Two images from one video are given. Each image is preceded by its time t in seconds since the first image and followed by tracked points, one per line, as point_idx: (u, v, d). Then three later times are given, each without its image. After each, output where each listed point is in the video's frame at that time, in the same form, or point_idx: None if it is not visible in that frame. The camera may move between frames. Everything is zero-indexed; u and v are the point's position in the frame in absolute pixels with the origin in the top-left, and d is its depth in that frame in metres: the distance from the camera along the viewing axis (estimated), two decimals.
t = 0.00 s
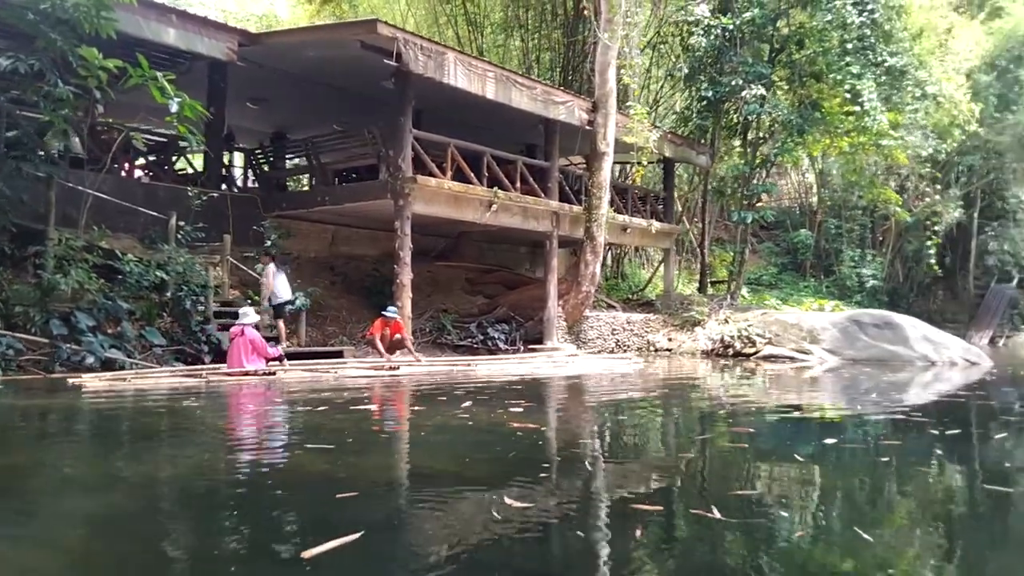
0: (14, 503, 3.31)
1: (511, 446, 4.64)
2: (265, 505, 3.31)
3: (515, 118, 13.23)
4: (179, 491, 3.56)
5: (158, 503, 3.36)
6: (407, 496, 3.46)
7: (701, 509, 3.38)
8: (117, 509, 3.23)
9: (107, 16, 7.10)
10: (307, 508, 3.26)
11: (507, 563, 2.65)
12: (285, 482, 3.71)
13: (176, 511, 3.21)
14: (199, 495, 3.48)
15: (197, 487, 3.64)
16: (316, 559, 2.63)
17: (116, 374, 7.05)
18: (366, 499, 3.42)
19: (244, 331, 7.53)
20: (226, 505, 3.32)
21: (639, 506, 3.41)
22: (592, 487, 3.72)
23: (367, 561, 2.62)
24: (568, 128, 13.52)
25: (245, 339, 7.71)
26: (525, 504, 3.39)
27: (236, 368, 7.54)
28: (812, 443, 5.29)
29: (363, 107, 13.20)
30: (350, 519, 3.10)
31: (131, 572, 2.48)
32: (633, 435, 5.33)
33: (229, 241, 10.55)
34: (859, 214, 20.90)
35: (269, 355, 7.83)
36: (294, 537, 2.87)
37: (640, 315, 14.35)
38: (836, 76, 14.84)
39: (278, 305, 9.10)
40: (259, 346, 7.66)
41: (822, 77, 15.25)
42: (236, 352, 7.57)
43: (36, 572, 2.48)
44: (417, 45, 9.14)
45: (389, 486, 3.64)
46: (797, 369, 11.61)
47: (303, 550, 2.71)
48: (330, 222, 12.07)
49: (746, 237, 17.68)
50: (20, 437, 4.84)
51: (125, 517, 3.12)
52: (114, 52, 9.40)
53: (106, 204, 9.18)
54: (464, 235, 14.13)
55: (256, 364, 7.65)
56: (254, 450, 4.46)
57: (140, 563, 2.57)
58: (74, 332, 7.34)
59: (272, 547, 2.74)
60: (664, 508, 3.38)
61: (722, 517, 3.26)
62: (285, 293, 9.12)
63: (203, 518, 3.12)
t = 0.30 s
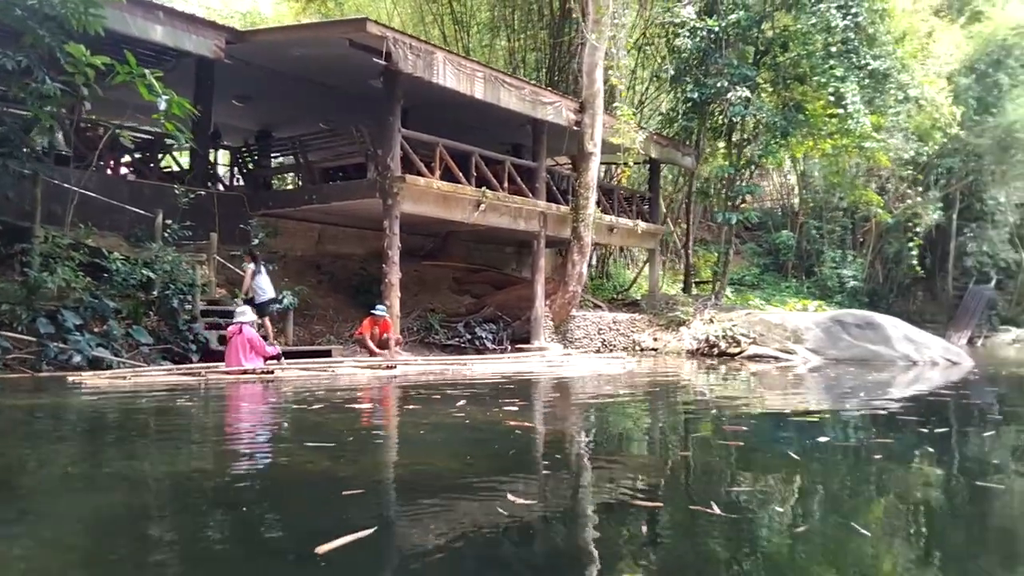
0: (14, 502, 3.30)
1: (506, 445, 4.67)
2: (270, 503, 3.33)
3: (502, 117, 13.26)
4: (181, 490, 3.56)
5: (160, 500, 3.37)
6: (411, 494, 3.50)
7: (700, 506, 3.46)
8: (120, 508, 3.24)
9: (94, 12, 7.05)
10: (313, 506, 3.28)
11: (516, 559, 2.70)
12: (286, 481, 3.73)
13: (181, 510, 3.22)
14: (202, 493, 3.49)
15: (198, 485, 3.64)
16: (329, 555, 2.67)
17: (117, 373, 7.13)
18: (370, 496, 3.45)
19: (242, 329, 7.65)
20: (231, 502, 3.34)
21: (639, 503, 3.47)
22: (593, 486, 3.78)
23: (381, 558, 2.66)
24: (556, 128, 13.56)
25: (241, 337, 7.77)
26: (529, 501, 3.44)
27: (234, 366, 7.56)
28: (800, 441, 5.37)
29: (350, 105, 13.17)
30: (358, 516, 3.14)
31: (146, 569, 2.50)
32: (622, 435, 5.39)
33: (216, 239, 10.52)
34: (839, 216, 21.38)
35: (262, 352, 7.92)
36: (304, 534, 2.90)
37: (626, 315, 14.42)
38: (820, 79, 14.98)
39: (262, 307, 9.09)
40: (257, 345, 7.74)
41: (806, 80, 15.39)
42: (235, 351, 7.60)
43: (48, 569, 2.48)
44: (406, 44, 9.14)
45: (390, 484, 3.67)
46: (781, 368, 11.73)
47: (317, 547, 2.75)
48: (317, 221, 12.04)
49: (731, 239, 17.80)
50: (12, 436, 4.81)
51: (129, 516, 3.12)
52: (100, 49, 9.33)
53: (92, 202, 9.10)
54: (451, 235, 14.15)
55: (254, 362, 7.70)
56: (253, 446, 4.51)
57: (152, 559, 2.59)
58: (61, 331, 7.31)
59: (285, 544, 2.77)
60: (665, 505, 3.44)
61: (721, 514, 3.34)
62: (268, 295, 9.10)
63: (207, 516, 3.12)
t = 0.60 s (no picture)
0: (18, 502, 3.29)
1: (501, 444, 4.71)
2: (277, 502, 3.36)
3: (491, 119, 13.29)
4: (186, 489, 3.57)
5: (165, 499, 3.38)
6: (415, 492, 3.54)
7: (699, 503, 3.53)
8: (128, 507, 3.25)
9: (84, 10, 7.02)
10: (320, 504, 3.32)
11: (526, 554, 2.76)
12: (289, 480, 3.75)
13: (193, 508, 3.24)
14: (207, 492, 3.51)
15: (202, 485, 3.65)
16: (345, 551, 2.71)
17: (118, 372, 7.21)
18: (377, 495, 3.48)
19: (242, 328, 7.60)
20: (239, 501, 3.36)
21: (639, 501, 3.53)
22: (594, 485, 3.83)
23: (398, 555, 2.69)
24: (544, 129, 13.62)
25: (239, 336, 7.72)
26: (534, 499, 3.49)
27: (232, 366, 7.58)
28: (789, 441, 5.44)
29: (338, 105, 13.14)
30: (366, 514, 3.18)
31: (164, 567, 2.52)
32: (613, 435, 5.44)
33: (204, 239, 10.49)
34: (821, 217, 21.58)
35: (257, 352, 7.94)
36: (317, 531, 2.94)
37: (613, 316, 14.50)
38: (805, 82, 15.10)
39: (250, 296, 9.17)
40: (257, 344, 7.69)
41: (791, 83, 15.50)
42: (235, 351, 7.56)
43: (63, 567, 2.50)
44: (397, 45, 9.15)
45: (395, 483, 3.71)
46: (766, 369, 11.85)
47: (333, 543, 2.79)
48: (305, 220, 12.01)
49: (716, 241, 17.92)
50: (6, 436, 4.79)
51: (137, 515, 3.13)
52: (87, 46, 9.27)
53: (79, 201, 9.00)
54: (439, 235, 14.17)
55: (252, 361, 7.72)
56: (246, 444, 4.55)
57: (168, 556, 2.62)
58: (50, 330, 7.28)
59: (299, 541, 2.81)
60: (665, 504, 3.50)
61: (721, 511, 3.41)
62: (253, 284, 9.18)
63: (216, 515, 3.14)
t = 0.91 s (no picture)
0: (19, 502, 3.29)
1: (495, 446, 4.75)
2: (282, 502, 3.38)
3: (479, 122, 13.34)
4: (188, 490, 3.58)
5: (169, 500, 3.40)
6: (417, 492, 3.58)
7: (696, 503, 3.60)
8: (130, 507, 3.26)
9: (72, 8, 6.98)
10: (326, 504, 3.34)
11: (534, 552, 2.81)
12: (290, 480, 3.77)
13: (199, 508, 3.26)
14: (210, 492, 3.53)
15: (204, 485, 3.67)
16: (359, 549, 2.75)
17: (118, 373, 7.26)
18: (383, 495, 3.52)
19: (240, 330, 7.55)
20: (244, 501, 3.39)
21: (639, 501, 3.59)
22: (593, 485, 3.88)
23: (412, 554, 2.74)
24: (532, 132, 13.68)
25: (239, 337, 7.72)
26: (538, 499, 3.55)
27: (230, 367, 7.61)
28: (776, 442, 5.53)
29: (325, 106, 13.12)
30: (372, 513, 3.22)
31: (177, 565, 2.55)
32: (604, 437, 5.50)
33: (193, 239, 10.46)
34: (802, 221, 21.84)
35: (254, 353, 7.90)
36: (327, 530, 2.97)
37: (599, 318, 14.57)
38: (789, 88, 15.28)
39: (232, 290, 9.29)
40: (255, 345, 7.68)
41: (775, 88, 15.67)
42: (234, 351, 7.57)
43: (74, 566, 2.51)
44: (386, 47, 9.17)
45: (398, 483, 3.74)
46: (750, 371, 11.97)
47: (346, 541, 2.83)
48: (291, 221, 11.98)
49: (700, 244, 18.06)
50: None
51: (142, 515, 3.15)
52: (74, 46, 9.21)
53: (66, 200, 8.97)
54: (426, 236, 14.19)
55: (250, 362, 7.72)
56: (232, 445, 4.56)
57: (180, 556, 2.64)
58: (37, 331, 7.25)
59: (311, 540, 2.84)
60: (664, 504, 3.57)
61: (719, 510, 3.48)
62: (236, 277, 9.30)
63: (222, 514, 3.17)
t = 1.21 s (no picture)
0: (17, 503, 3.28)
1: (487, 446, 4.78)
2: (285, 501, 3.40)
3: (464, 123, 13.36)
4: (189, 490, 3.58)
5: (170, 499, 3.40)
6: (416, 492, 3.61)
7: (691, 502, 3.67)
8: (131, 507, 3.26)
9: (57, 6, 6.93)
10: (328, 503, 3.36)
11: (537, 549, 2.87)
12: (288, 480, 3.79)
13: (203, 507, 3.27)
14: (211, 492, 3.54)
15: (203, 485, 3.67)
16: (367, 547, 2.79)
17: (116, 372, 7.30)
18: (384, 494, 3.55)
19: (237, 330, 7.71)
20: (246, 501, 3.39)
21: (635, 500, 3.65)
22: (589, 485, 3.94)
23: (419, 551, 2.77)
24: (517, 134, 13.73)
25: (234, 338, 7.83)
26: (538, 499, 3.59)
27: (226, 367, 7.64)
28: (761, 442, 5.62)
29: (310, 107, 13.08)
30: (374, 513, 3.25)
31: (188, 563, 2.57)
32: (592, 437, 5.55)
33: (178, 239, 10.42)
34: (781, 224, 22.09)
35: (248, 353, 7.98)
36: (334, 528, 3.00)
37: (582, 319, 14.65)
38: (770, 92, 15.45)
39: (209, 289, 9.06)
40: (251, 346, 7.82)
41: (757, 92, 15.83)
42: (230, 351, 7.66)
43: (83, 564, 2.52)
44: (373, 48, 9.17)
45: (397, 482, 3.78)
46: (732, 372, 12.10)
47: (354, 539, 2.86)
48: (274, 221, 11.92)
49: (683, 246, 18.20)
50: None
51: (145, 514, 3.15)
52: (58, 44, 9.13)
53: (48, 199, 8.89)
54: (411, 237, 14.21)
55: (245, 363, 7.82)
56: (209, 448, 4.50)
57: (189, 553, 2.66)
58: (20, 331, 7.19)
59: (319, 537, 2.87)
60: (659, 503, 3.62)
61: (713, 509, 3.54)
62: (213, 276, 9.07)
63: (225, 514, 3.18)
